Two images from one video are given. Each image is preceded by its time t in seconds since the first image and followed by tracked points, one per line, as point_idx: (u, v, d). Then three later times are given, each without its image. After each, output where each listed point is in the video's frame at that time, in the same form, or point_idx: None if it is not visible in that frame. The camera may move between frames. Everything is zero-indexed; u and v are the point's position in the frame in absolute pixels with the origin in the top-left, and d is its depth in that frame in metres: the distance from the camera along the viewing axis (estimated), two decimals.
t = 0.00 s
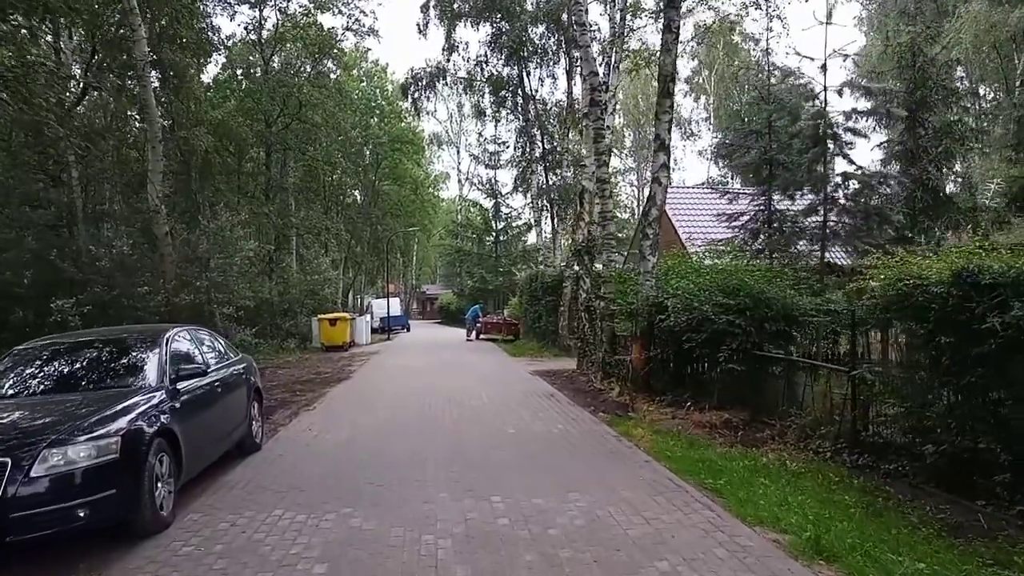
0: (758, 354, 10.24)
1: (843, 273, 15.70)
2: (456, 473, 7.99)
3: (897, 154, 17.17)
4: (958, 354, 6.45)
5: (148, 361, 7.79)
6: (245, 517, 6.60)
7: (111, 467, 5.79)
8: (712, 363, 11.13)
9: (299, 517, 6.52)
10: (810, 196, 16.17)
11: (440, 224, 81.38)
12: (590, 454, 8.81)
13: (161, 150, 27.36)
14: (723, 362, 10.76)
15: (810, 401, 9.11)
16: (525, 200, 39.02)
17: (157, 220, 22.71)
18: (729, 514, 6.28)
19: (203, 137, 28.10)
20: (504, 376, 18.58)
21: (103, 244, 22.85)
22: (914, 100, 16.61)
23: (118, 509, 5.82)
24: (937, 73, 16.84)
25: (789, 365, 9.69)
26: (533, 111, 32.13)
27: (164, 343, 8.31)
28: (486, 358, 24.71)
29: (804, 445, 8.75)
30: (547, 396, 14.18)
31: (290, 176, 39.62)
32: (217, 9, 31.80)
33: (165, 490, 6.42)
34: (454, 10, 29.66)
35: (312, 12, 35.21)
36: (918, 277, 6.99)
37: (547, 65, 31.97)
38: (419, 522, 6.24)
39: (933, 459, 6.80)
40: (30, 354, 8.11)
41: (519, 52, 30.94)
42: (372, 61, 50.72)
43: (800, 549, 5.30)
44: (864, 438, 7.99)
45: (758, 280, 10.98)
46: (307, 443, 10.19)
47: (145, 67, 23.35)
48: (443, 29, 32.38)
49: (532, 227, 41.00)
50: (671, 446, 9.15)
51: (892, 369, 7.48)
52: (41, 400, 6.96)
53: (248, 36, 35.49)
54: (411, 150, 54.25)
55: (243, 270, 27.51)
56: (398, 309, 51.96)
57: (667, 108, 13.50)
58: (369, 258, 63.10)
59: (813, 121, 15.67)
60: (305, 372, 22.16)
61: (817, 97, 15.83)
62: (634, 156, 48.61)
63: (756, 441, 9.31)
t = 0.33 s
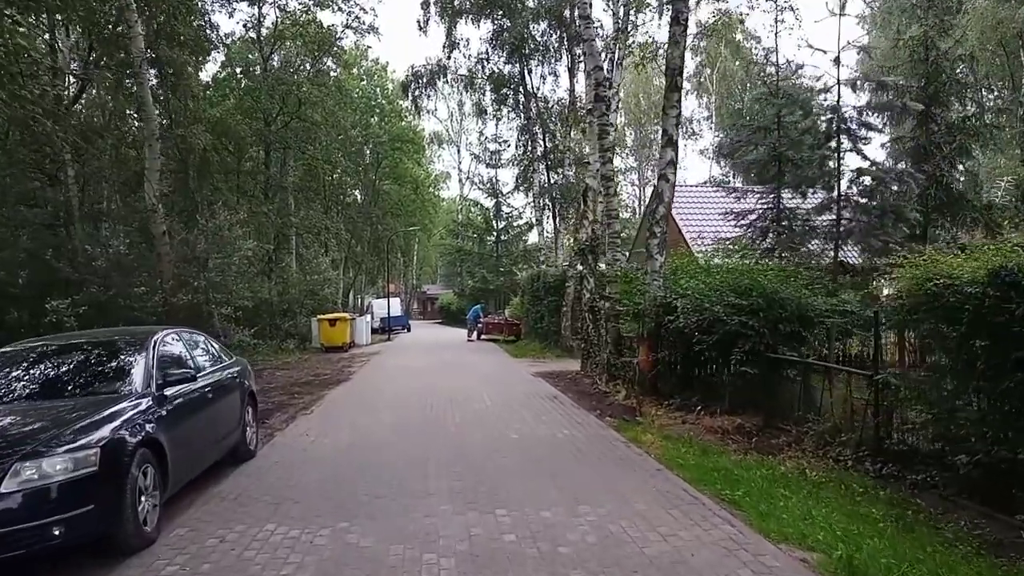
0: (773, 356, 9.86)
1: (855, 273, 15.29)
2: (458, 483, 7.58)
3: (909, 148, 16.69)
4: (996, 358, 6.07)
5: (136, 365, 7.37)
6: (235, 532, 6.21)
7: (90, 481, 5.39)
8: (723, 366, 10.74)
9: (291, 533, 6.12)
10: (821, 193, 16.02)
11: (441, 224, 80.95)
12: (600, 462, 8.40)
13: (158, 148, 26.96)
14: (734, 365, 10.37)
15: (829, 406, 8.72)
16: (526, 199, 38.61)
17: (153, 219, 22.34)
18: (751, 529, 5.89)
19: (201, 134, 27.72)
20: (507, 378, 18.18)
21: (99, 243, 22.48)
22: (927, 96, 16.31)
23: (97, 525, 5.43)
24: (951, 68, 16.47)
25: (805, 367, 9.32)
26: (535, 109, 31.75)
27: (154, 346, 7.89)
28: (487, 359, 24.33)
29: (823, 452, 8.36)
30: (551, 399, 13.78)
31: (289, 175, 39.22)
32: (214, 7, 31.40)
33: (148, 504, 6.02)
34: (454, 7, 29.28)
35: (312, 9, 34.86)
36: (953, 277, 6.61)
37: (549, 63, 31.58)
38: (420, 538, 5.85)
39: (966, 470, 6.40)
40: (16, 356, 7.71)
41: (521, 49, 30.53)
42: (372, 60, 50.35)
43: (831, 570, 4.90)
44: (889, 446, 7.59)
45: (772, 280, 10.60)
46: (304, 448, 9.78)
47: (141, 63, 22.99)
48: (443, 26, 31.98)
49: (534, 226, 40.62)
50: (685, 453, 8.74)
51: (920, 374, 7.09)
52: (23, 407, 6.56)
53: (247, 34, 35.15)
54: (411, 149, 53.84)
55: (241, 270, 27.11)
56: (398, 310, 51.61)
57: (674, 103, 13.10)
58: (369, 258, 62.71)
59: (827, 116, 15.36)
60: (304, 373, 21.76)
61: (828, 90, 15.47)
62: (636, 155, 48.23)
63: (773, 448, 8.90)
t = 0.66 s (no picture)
0: (784, 357, 9.41)
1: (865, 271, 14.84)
2: (452, 495, 7.11)
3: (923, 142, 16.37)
4: None
5: (110, 366, 6.90)
6: (207, 550, 5.74)
7: (46, 494, 4.91)
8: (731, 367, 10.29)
9: (269, 550, 5.65)
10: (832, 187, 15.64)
11: (440, 223, 80.46)
12: (602, 471, 7.93)
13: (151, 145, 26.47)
14: (743, 367, 9.92)
15: (845, 410, 8.25)
16: (525, 197, 38.14)
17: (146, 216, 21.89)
18: (768, 546, 5.42)
19: (195, 131, 27.25)
20: (506, 380, 17.70)
21: (91, 241, 22.01)
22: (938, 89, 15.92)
23: (52, 543, 4.96)
24: (960, 60, 16.05)
25: (819, 369, 8.86)
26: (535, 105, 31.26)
27: (131, 346, 7.41)
28: (486, 359, 23.87)
29: (839, 460, 7.88)
30: (551, 402, 13.31)
31: (286, 172, 38.75)
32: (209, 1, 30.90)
33: (114, 519, 5.56)
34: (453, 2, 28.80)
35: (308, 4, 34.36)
36: (987, 274, 6.16)
37: (549, 59, 31.08)
38: (407, 557, 5.37)
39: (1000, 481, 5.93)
40: None
41: (520, 44, 30.03)
42: (370, 57, 49.89)
43: None
44: (912, 454, 7.12)
45: (782, 278, 10.15)
46: (292, 455, 9.31)
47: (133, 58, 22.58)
48: (441, 22, 31.48)
49: (533, 224, 40.15)
50: (692, 461, 8.27)
51: (946, 379, 6.63)
52: None
53: (243, 30, 34.68)
54: (410, 147, 53.34)
55: (236, 268, 26.63)
56: (397, 309, 51.11)
57: (679, 95, 12.63)
58: (368, 257, 62.23)
59: (836, 107, 15.20)
60: (299, 374, 21.28)
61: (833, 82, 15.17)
62: (636, 154, 47.77)
63: (786, 455, 8.43)
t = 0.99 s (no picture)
0: (798, 362, 9.01)
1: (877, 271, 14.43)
2: (449, 509, 6.70)
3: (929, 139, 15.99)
4: None
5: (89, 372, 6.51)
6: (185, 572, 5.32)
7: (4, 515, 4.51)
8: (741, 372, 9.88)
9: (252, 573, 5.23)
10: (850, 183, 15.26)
11: (440, 224, 80.05)
12: (608, 482, 7.52)
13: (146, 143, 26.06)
14: (753, 372, 9.52)
15: (864, 419, 7.84)
16: (526, 197, 37.74)
17: (141, 216, 21.50)
18: (791, 568, 5.02)
19: (191, 130, 26.84)
20: (506, 383, 17.30)
21: (85, 242, 21.61)
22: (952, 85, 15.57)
23: (12, 567, 4.57)
24: (972, 55, 15.71)
25: (836, 374, 8.47)
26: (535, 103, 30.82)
27: (114, 351, 7.01)
28: (487, 361, 23.49)
29: (858, 470, 7.47)
30: (553, 406, 12.90)
31: (284, 172, 38.35)
32: None
33: (83, 538, 5.17)
34: None
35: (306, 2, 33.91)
36: None
37: (550, 57, 30.65)
38: None
39: None
40: None
41: (521, 43, 29.61)
42: (369, 56, 49.50)
43: None
44: (938, 465, 6.71)
45: (794, 278, 9.77)
46: (282, 464, 8.90)
47: (127, 55, 22.22)
48: (441, 20, 31.07)
49: (534, 224, 39.75)
50: (703, 471, 7.85)
51: (976, 386, 6.23)
52: None
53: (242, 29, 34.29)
54: (410, 148, 52.91)
55: (233, 269, 26.24)
56: (397, 310, 50.70)
57: (685, 90, 12.18)
58: (367, 258, 61.84)
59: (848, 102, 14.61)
60: (296, 377, 20.85)
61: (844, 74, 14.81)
62: (637, 154, 47.39)
63: (802, 465, 8.01)
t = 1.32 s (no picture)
0: (815, 362, 8.63)
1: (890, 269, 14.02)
2: (449, 522, 6.27)
3: (943, 132, 15.55)
4: None
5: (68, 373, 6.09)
6: None
7: None
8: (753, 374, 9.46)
9: None
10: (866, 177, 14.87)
11: (440, 221, 79.57)
12: (618, 492, 7.09)
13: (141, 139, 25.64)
14: (768, 373, 9.12)
15: (890, 424, 7.43)
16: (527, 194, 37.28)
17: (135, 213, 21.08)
18: None
19: (186, 126, 26.42)
20: (508, 382, 16.88)
21: (78, 239, 21.19)
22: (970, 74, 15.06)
23: None
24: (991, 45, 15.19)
25: (857, 375, 8.08)
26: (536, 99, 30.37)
27: (96, 351, 6.58)
28: (488, 360, 23.07)
29: (885, 479, 7.06)
30: (557, 407, 12.49)
31: (282, 170, 37.90)
32: None
33: (52, 558, 4.75)
34: None
35: None
36: None
37: (550, 52, 30.20)
38: None
39: None
40: None
41: (521, 37, 29.12)
42: (368, 53, 49.02)
43: None
44: (973, 473, 6.29)
45: (810, 275, 9.39)
46: (275, 470, 8.46)
47: (120, 49, 21.79)
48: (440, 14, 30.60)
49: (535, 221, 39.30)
50: (719, 479, 7.42)
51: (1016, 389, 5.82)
52: None
53: (239, 24, 33.83)
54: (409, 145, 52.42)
55: (229, 266, 25.82)
56: (396, 309, 50.25)
57: (693, 80, 11.75)
58: (367, 256, 61.40)
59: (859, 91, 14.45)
60: (293, 377, 20.42)
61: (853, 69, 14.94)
62: (638, 151, 46.92)
63: (823, 472, 7.57)
